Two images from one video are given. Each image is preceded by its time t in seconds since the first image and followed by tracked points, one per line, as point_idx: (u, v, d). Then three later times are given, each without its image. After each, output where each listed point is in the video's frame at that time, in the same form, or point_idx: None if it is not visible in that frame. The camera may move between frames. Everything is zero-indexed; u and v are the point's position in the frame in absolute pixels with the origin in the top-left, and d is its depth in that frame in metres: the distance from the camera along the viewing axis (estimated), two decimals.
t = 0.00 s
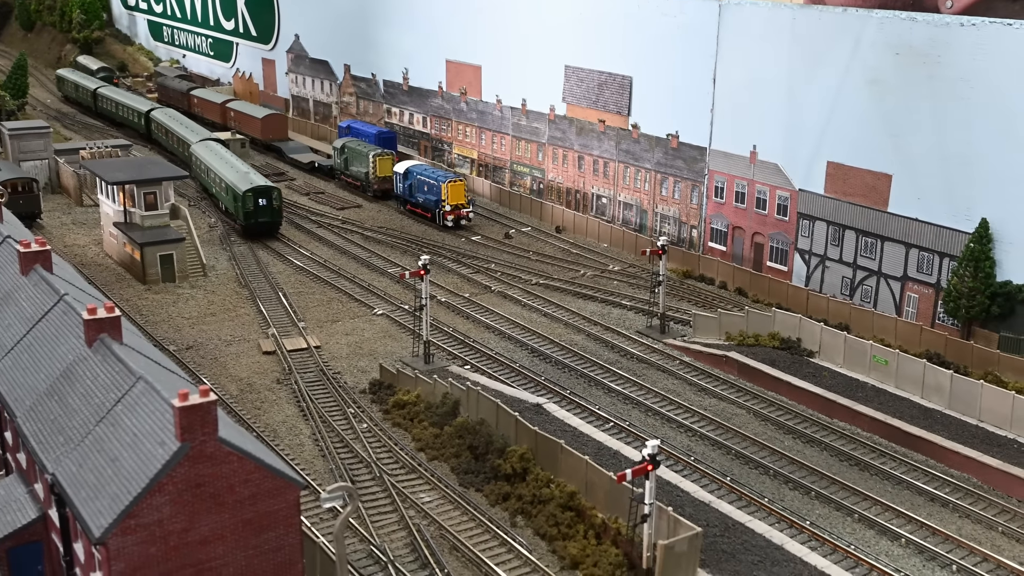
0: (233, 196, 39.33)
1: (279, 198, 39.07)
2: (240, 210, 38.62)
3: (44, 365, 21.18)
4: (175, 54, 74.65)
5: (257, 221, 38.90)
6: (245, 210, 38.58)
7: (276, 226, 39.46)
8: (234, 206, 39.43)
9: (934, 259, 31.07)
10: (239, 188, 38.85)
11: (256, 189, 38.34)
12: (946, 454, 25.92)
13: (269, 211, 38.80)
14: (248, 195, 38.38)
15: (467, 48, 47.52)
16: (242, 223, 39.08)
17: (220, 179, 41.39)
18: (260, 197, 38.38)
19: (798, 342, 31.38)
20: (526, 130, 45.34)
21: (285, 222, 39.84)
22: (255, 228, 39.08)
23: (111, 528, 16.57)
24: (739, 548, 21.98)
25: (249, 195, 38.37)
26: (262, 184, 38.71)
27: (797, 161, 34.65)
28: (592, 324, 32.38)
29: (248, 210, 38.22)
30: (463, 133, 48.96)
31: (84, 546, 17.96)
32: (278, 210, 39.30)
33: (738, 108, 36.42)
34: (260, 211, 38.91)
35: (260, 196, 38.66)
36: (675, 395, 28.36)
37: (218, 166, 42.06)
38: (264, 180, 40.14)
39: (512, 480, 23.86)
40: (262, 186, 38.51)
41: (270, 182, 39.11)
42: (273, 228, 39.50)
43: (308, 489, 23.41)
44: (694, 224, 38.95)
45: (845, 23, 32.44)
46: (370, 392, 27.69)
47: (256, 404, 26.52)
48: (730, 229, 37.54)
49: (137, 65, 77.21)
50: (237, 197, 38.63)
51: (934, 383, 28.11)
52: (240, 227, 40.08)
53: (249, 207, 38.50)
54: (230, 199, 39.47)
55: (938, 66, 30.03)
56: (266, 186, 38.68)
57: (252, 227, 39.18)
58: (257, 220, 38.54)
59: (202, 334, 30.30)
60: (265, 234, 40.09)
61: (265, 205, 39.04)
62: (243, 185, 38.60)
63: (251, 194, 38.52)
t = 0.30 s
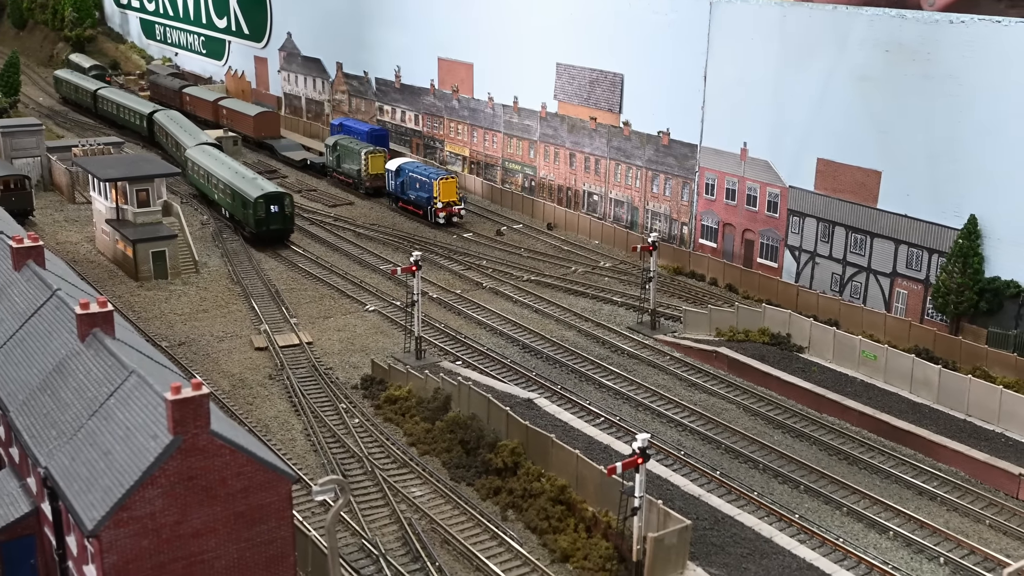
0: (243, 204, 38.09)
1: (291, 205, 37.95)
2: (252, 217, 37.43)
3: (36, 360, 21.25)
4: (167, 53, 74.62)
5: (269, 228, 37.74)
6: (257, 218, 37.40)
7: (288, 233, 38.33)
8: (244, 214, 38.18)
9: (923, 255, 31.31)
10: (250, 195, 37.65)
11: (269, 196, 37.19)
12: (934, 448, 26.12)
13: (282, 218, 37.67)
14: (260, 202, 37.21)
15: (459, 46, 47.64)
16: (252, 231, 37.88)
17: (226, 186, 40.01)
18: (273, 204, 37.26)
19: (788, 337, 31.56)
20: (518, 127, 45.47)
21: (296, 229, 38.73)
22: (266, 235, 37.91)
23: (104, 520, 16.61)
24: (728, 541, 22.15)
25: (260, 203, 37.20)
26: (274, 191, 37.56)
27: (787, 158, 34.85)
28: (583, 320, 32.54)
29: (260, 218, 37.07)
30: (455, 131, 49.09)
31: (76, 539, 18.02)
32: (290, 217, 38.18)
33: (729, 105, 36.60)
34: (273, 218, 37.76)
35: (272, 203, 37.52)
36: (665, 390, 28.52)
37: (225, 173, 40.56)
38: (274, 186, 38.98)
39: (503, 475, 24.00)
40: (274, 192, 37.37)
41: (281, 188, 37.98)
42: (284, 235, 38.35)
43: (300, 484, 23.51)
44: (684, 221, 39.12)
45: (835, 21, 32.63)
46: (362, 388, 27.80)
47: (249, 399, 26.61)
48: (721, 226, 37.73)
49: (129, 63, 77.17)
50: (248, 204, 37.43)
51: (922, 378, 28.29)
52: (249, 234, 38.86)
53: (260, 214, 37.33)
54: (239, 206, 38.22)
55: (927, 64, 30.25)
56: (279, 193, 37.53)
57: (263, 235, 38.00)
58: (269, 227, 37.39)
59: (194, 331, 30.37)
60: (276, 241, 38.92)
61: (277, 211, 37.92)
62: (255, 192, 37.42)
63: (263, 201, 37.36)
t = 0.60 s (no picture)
0: (254, 212, 36.98)
1: (304, 212, 36.93)
2: (264, 225, 36.36)
3: (29, 357, 21.35)
4: (159, 51, 74.59)
5: (282, 236, 36.66)
6: (269, 225, 36.33)
7: (301, 241, 37.25)
8: (256, 223, 36.99)
9: (912, 252, 31.59)
10: (262, 202, 36.61)
11: (282, 202, 36.16)
12: (922, 443, 26.34)
13: (295, 225, 36.61)
14: (272, 210, 36.17)
15: (450, 45, 47.76)
16: (264, 239, 36.79)
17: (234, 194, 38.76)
18: (286, 211, 36.24)
19: (777, 334, 31.76)
20: (509, 126, 45.62)
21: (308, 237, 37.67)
22: (278, 243, 36.82)
23: (96, 515, 16.68)
24: (717, 535, 22.33)
25: (273, 210, 36.12)
26: (287, 198, 36.49)
27: (777, 157, 35.06)
28: (574, 317, 32.70)
29: (274, 225, 35.97)
30: (447, 129, 49.25)
31: (69, 534, 18.11)
32: (303, 224, 37.15)
33: (719, 104, 36.79)
34: (285, 225, 36.70)
35: (284, 211, 36.49)
36: (656, 386, 28.71)
37: (232, 182, 39.09)
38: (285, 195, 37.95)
39: (493, 470, 24.16)
40: (287, 199, 36.35)
41: (293, 196, 36.98)
42: (297, 243, 37.30)
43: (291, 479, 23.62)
44: (675, 218, 39.32)
45: (825, 20, 32.84)
46: (353, 384, 27.95)
47: (241, 396, 26.73)
48: (711, 224, 37.94)
49: (122, 61, 77.17)
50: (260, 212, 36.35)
51: (910, 373, 28.52)
52: (260, 242, 37.76)
53: (273, 222, 36.27)
54: (251, 214, 37.11)
55: (916, 63, 30.47)
56: (291, 200, 36.51)
57: (276, 243, 36.87)
58: (282, 235, 36.32)
59: (186, 328, 30.48)
60: (287, 249, 37.84)
61: (290, 219, 36.81)
62: (267, 199, 36.37)
63: (276, 208, 36.34)
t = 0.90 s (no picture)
0: (266, 221, 35.81)
1: (318, 220, 35.79)
2: (277, 234, 35.21)
3: (18, 353, 21.43)
4: (151, 50, 74.59)
5: (296, 246, 35.47)
6: (282, 235, 35.17)
7: (314, 251, 36.09)
8: (268, 232, 35.80)
9: (900, 249, 31.82)
10: (274, 211, 35.45)
11: (295, 211, 35.02)
12: (909, 438, 26.51)
13: (309, 234, 35.46)
14: (286, 218, 35.01)
15: (441, 43, 47.86)
16: (277, 248, 35.62)
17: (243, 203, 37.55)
18: (300, 219, 35.09)
19: (766, 330, 31.90)
20: (500, 124, 45.75)
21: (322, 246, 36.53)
22: (292, 253, 35.65)
23: (84, 510, 16.78)
24: (705, 530, 22.48)
25: (286, 218, 34.97)
26: (300, 206, 35.33)
27: (766, 154, 35.24)
28: (564, 314, 32.84)
29: (288, 234, 34.79)
30: (438, 128, 49.37)
31: (58, 529, 18.19)
32: (316, 233, 35.98)
33: (709, 102, 36.95)
34: (299, 234, 35.53)
35: (298, 219, 35.33)
36: (645, 382, 28.86)
37: (243, 191, 37.63)
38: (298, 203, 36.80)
39: (483, 466, 24.28)
40: (301, 208, 35.21)
41: (307, 204, 35.83)
42: (310, 253, 36.12)
43: (281, 475, 23.71)
44: (665, 216, 39.47)
45: (813, 18, 33.03)
46: (344, 381, 28.05)
47: (231, 393, 26.82)
48: (701, 221, 38.09)
49: (114, 61, 77.19)
50: (272, 221, 35.19)
51: (898, 369, 28.67)
52: (272, 252, 36.59)
53: (286, 231, 35.10)
54: (262, 223, 35.91)
55: (904, 60, 30.68)
56: (305, 208, 35.35)
57: (289, 252, 35.72)
58: (296, 244, 35.19)
59: (178, 325, 30.56)
60: (300, 258, 36.66)
61: (304, 228, 35.65)
62: (280, 207, 35.20)
63: (289, 217, 35.19)
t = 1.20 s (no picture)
0: (277, 229, 34.66)
1: (331, 229, 34.67)
2: (289, 243, 34.11)
3: (5, 351, 21.53)
4: (142, 49, 74.58)
5: (308, 255, 34.35)
6: (294, 244, 34.05)
7: (327, 260, 34.99)
8: (279, 241, 34.69)
9: (886, 247, 32.07)
10: (286, 219, 34.31)
11: (308, 220, 33.88)
12: (894, 434, 26.71)
13: (321, 243, 34.39)
14: (298, 227, 33.88)
15: (431, 42, 47.97)
16: (288, 257, 34.52)
17: (252, 211, 36.41)
18: (312, 228, 33.95)
19: (753, 327, 32.07)
20: (489, 123, 45.87)
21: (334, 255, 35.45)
22: (303, 262, 34.57)
23: (69, 507, 16.89)
24: (690, 525, 22.63)
25: (298, 227, 33.84)
26: (313, 215, 34.21)
27: (753, 152, 35.44)
28: (552, 312, 32.99)
29: (300, 244, 33.67)
30: (428, 126, 49.49)
31: (44, 526, 18.30)
32: (329, 242, 34.86)
33: (697, 101, 37.10)
34: (311, 243, 34.41)
35: (310, 228, 34.21)
36: (632, 379, 29.04)
37: (251, 199, 36.58)
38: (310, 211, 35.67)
39: (470, 462, 24.41)
40: (314, 216, 34.07)
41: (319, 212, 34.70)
42: (322, 262, 35.02)
43: (268, 472, 23.81)
44: (653, 214, 39.63)
45: (800, 17, 33.23)
46: (332, 378, 28.16)
47: (220, 390, 26.93)
48: (689, 219, 38.26)
49: (105, 60, 77.13)
50: (284, 230, 34.03)
51: (883, 365, 28.85)
52: (282, 261, 35.48)
53: (298, 240, 33.98)
54: (273, 232, 34.75)
55: (890, 58, 30.90)
56: (318, 217, 34.21)
57: (300, 262, 34.62)
58: (308, 254, 34.07)
59: (166, 323, 30.64)
60: (311, 267, 35.57)
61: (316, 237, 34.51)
62: (292, 216, 34.05)
63: (301, 226, 34.07)
